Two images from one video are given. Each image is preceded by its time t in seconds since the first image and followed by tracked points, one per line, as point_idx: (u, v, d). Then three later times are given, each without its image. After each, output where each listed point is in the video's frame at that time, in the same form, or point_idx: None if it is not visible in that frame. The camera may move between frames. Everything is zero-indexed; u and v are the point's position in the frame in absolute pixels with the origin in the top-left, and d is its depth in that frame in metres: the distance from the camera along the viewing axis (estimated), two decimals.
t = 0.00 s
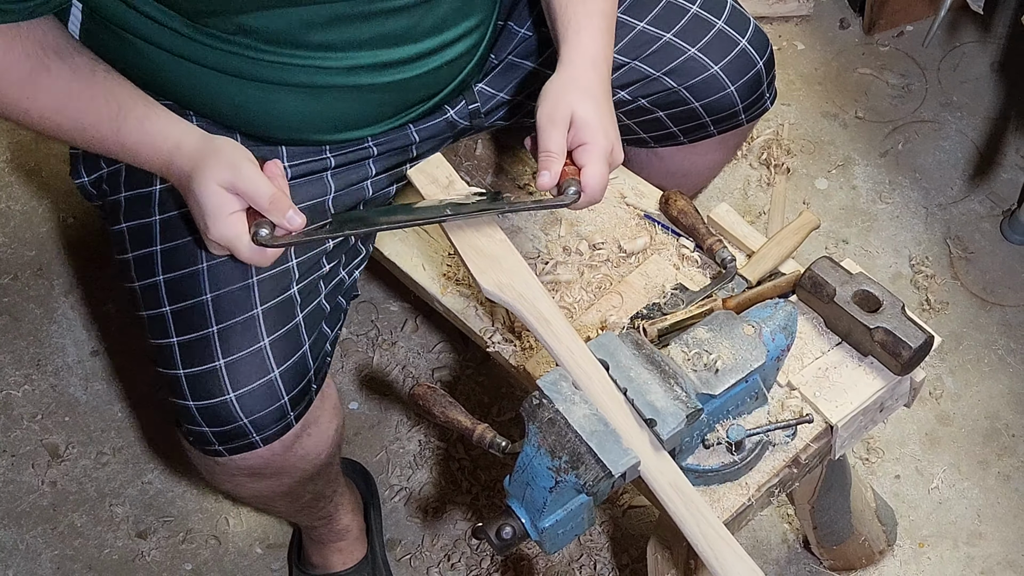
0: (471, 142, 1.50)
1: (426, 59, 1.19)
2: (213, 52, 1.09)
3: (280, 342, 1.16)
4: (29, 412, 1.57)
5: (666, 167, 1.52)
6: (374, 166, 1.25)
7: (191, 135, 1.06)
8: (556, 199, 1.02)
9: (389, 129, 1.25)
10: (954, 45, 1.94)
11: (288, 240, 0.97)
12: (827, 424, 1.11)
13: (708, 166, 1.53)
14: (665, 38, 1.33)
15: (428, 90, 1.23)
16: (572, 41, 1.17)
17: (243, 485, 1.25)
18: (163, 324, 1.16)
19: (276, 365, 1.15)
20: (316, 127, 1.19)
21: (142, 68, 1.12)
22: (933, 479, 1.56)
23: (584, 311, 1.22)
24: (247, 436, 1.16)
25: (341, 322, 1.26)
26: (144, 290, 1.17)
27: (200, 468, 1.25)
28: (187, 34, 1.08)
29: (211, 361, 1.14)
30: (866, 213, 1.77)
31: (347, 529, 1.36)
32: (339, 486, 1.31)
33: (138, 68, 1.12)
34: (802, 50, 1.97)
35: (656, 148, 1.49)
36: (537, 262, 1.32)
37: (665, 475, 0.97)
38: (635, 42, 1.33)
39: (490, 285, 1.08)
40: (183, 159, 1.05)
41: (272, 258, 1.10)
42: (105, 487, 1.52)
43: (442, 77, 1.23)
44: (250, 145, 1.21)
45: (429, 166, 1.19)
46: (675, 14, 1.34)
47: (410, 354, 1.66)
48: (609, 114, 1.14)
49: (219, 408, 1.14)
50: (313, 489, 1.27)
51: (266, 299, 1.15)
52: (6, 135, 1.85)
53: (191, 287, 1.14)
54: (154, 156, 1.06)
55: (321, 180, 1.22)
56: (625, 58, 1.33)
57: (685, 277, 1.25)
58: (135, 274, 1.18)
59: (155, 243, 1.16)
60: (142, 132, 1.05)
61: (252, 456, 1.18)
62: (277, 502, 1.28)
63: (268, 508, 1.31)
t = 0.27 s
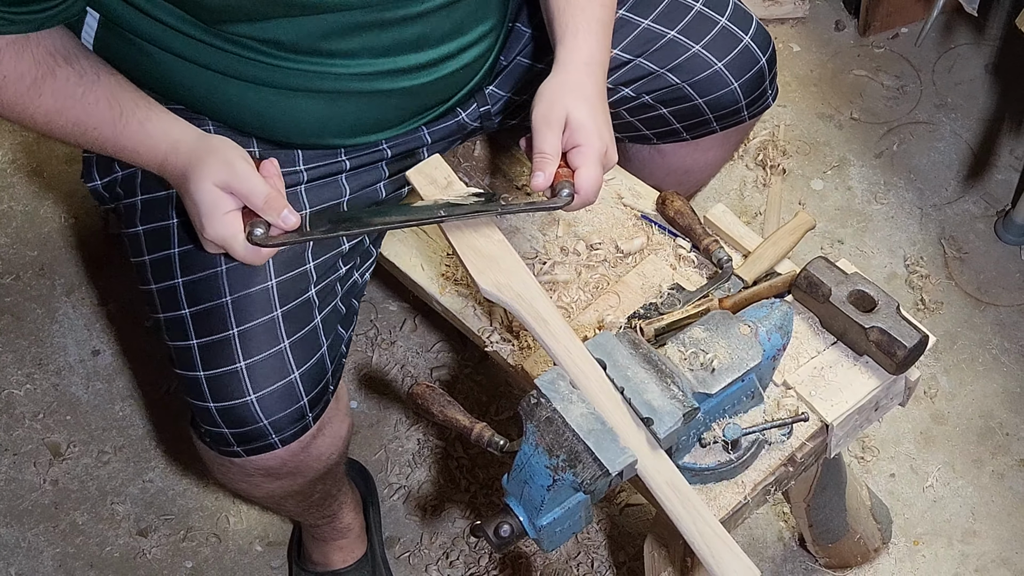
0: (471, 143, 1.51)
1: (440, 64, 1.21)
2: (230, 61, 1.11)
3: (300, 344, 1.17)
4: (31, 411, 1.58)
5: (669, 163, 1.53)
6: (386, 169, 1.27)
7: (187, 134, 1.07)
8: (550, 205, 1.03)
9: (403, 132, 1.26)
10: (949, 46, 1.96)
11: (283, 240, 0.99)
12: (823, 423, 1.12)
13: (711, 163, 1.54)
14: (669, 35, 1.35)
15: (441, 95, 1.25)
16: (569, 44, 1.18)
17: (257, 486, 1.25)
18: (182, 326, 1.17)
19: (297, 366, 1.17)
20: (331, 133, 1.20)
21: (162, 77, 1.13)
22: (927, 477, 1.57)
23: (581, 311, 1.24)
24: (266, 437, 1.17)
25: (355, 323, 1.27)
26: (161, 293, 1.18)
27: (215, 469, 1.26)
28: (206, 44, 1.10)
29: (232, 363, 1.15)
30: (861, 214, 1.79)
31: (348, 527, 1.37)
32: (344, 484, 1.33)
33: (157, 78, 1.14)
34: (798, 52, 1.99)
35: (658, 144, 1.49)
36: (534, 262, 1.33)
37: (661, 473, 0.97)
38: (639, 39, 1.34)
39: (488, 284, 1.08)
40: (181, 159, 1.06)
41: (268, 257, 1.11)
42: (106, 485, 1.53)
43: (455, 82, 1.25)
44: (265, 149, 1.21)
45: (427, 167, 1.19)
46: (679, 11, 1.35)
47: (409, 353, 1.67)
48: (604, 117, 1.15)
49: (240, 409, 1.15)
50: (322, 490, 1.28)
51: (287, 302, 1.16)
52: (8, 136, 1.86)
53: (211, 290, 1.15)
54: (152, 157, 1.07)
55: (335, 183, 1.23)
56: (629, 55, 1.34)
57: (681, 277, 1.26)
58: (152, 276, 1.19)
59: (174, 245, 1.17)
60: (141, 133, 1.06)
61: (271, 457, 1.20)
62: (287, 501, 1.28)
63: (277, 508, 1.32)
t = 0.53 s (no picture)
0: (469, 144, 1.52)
1: (451, 74, 1.22)
2: (243, 69, 1.12)
3: (314, 348, 1.18)
4: (33, 410, 1.59)
5: (670, 162, 1.54)
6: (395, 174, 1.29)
7: (182, 125, 1.09)
8: (537, 206, 1.05)
9: (413, 139, 1.28)
10: (943, 48, 1.97)
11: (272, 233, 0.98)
12: (818, 422, 1.13)
13: (711, 164, 1.55)
14: (672, 37, 1.36)
15: (452, 103, 1.26)
16: (565, 47, 1.19)
17: (267, 487, 1.26)
18: (197, 330, 1.17)
19: (312, 370, 1.18)
20: (342, 140, 1.22)
21: (178, 88, 1.14)
22: (922, 476, 1.59)
23: (578, 310, 1.25)
24: (281, 439, 1.18)
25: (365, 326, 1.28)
26: (176, 297, 1.19)
27: (224, 469, 1.28)
28: (221, 53, 1.10)
29: (248, 366, 1.16)
30: (856, 214, 1.80)
31: (349, 525, 1.39)
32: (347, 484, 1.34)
33: (171, 87, 1.15)
34: (794, 54, 2.00)
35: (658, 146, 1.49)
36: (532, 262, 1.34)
37: (658, 472, 0.98)
38: (641, 41, 1.36)
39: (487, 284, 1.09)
40: (174, 149, 1.08)
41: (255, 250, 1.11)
42: (107, 483, 1.54)
43: (465, 90, 1.26)
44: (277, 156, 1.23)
45: (426, 168, 1.20)
46: (681, 14, 1.37)
47: (408, 352, 1.68)
48: (596, 122, 1.16)
49: (255, 412, 1.16)
50: (327, 489, 1.29)
51: (302, 306, 1.18)
52: (10, 137, 1.87)
53: (227, 294, 1.16)
54: (145, 147, 1.09)
55: (347, 187, 1.26)
56: (631, 57, 1.36)
57: (678, 277, 1.27)
58: (166, 280, 1.20)
59: (188, 250, 1.18)
60: (134, 122, 1.07)
61: (284, 459, 1.21)
62: (292, 502, 1.29)
63: (282, 507, 1.32)
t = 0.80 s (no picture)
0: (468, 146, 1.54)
1: (439, 78, 1.23)
2: (234, 72, 1.13)
3: (296, 341, 1.19)
4: (35, 409, 1.60)
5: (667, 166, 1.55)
6: (379, 173, 1.29)
7: (255, 181, 1.10)
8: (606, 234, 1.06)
9: (400, 141, 1.29)
10: (938, 50, 1.99)
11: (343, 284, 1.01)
12: (814, 421, 1.14)
13: (705, 166, 1.56)
14: (665, 43, 1.38)
15: (439, 105, 1.28)
16: (618, 76, 1.20)
17: (258, 480, 1.27)
18: (181, 324, 1.19)
19: (293, 363, 1.19)
20: (330, 142, 1.24)
21: (167, 87, 1.16)
22: (917, 474, 1.60)
23: (576, 310, 1.27)
24: (263, 432, 1.19)
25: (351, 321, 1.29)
26: (160, 290, 1.20)
27: (216, 465, 1.29)
28: (211, 57, 1.12)
29: (229, 359, 1.17)
30: (851, 214, 1.81)
31: (347, 523, 1.40)
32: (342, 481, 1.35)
33: (163, 87, 1.16)
34: (789, 55, 2.02)
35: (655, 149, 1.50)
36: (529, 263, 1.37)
37: (655, 470, 1.00)
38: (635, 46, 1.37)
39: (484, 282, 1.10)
40: (244, 203, 1.09)
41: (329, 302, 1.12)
42: (109, 481, 1.55)
43: (453, 93, 1.28)
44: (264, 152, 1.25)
45: (425, 168, 1.20)
46: (674, 20, 1.39)
47: (407, 352, 1.70)
48: (658, 150, 1.17)
49: (237, 405, 1.18)
50: (321, 485, 1.30)
51: (284, 300, 1.18)
52: (11, 138, 1.88)
53: (210, 288, 1.18)
54: (217, 202, 1.09)
55: (331, 183, 1.26)
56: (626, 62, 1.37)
57: (674, 277, 1.28)
58: (151, 274, 1.21)
59: (172, 244, 1.19)
60: (206, 178, 1.09)
61: (269, 452, 1.22)
62: (287, 497, 1.31)
63: (278, 503, 1.34)
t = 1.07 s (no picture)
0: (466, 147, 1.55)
1: (436, 82, 1.24)
2: (231, 77, 1.14)
3: (294, 345, 1.20)
4: (37, 408, 1.61)
5: (659, 169, 1.57)
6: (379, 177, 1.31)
7: (179, 122, 1.11)
8: (531, 205, 1.07)
9: (398, 146, 1.31)
10: (932, 52, 2.00)
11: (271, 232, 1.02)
12: (810, 420, 1.16)
13: (696, 171, 1.58)
14: (660, 48, 1.38)
15: (437, 111, 1.29)
16: (559, 50, 1.21)
17: (253, 481, 1.29)
18: (180, 328, 1.20)
19: (291, 366, 1.20)
20: (328, 147, 1.24)
21: (170, 94, 1.16)
22: (911, 472, 1.62)
23: (574, 310, 1.27)
24: (261, 434, 1.20)
25: (349, 324, 1.30)
26: (159, 294, 1.21)
27: (215, 465, 1.30)
28: (210, 60, 1.13)
29: (227, 363, 1.19)
30: (846, 215, 1.83)
31: (345, 521, 1.41)
32: (339, 479, 1.36)
33: (162, 92, 1.16)
34: (785, 57, 2.03)
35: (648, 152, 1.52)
36: (527, 263, 1.36)
37: (651, 469, 1.01)
38: (630, 52, 1.38)
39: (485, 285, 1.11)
40: (173, 146, 1.10)
41: (254, 246, 1.14)
42: (110, 480, 1.56)
43: (450, 99, 1.29)
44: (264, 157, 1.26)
45: (424, 169, 1.22)
46: (669, 25, 1.39)
47: (405, 351, 1.71)
48: (589, 124, 1.18)
49: (236, 408, 1.19)
50: (317, 484, 1.31)
51: (281, 304, 1.20)
52: (13, 139, 1.89)
53: (208, 292, 1.19)
54: (143, 141, 1.10)
55: (331, 188, 1.28)
56: (621, 67, 1.38)
57: (671, 277, 1.30)
58: (150, 278, 1.22)
59: (171, 248, 1.21)
60: (131, 117, 1.09)
61: (266, 453, 1.23)
62: (283, 496, 1.32)
63: (275, 503, 1.35)
